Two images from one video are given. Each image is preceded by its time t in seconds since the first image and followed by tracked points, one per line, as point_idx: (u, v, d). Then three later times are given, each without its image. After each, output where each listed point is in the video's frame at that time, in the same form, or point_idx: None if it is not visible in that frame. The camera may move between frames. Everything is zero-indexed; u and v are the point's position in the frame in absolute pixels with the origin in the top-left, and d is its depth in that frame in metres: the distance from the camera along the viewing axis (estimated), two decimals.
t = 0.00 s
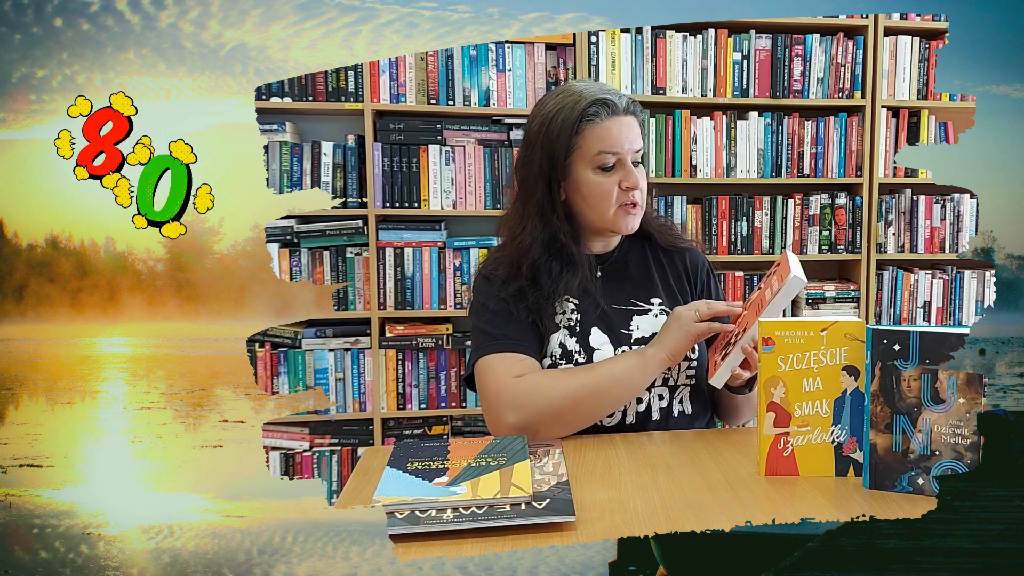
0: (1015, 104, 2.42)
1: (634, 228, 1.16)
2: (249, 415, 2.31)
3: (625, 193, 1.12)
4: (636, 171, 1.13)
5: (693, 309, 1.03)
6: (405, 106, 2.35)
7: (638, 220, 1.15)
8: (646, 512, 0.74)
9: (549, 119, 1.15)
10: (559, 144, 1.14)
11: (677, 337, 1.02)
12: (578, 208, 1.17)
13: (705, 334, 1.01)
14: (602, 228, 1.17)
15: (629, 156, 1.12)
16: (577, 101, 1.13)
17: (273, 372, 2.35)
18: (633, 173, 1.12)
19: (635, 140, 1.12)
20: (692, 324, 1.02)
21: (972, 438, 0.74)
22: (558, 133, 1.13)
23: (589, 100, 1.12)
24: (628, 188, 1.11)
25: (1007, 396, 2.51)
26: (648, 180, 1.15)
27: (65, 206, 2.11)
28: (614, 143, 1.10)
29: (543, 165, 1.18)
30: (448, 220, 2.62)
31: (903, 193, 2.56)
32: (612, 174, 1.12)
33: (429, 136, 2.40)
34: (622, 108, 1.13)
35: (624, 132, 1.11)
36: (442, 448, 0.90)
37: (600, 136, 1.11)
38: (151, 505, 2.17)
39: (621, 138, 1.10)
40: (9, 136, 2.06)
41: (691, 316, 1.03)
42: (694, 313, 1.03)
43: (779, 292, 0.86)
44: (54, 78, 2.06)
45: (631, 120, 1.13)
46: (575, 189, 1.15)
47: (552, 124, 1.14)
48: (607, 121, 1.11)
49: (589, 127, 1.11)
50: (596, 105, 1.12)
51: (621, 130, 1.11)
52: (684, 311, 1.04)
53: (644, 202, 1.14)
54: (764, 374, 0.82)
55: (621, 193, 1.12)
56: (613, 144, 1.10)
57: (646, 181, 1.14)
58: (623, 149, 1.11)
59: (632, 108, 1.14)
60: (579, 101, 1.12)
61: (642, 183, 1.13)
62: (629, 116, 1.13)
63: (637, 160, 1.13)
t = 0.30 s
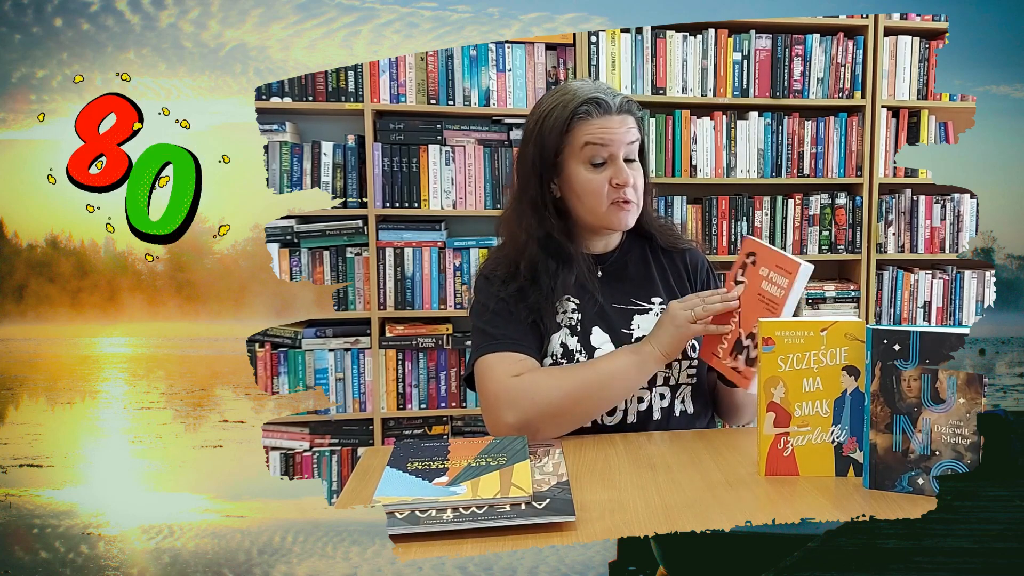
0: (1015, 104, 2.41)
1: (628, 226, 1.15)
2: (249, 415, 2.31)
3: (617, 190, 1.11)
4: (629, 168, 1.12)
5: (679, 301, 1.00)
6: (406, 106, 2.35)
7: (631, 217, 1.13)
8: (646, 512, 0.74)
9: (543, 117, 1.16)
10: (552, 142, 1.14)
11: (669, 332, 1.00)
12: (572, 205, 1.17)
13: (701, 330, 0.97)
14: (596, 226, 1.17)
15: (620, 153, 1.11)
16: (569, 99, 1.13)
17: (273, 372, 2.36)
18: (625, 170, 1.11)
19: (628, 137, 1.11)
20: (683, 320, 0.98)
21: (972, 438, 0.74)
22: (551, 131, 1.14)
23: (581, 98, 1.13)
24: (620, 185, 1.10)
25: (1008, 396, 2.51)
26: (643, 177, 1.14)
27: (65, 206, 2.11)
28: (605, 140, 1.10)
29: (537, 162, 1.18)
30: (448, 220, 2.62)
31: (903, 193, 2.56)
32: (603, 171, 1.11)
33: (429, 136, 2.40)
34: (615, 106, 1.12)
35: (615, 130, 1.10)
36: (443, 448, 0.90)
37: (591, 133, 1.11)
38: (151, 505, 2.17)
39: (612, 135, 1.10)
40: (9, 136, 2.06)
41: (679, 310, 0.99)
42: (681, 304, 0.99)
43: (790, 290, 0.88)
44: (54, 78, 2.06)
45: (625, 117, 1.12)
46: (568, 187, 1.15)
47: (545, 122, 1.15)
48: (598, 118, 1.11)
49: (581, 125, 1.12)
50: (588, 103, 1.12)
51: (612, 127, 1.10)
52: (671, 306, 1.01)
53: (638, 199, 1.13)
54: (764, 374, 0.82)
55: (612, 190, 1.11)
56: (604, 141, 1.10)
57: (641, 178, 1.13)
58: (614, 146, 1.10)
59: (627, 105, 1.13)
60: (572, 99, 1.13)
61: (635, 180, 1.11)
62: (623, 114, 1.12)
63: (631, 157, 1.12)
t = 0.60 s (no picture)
0: (1015, 104, 2.42)
1: (623, 218, 1.15)
2: (249, 415, 2.31)
3: (607, 180, 1.12)
4: (621, 159, 1.13)
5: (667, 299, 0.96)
6: (406, 106, 2.35)
7: (624, 209, 1.14)
8: (646, 513, 0.74)
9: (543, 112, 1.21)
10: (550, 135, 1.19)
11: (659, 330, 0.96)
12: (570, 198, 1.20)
13: (697, 335, 0.91)
14: (594, 219, 1.18)
15: (611, 144, 1.13)
16: (565, 93, 1.18)
17: (273, 371, 2.36)
18: (615, 161, 1.12)
19: (620, 128, 1.13)
20: (675, 323, 0.93)
21: (972, 437, 0.74)
22: (549, 125, 1.19)
23: (576, 93, 1.17)
24: (610, 176, 1.12)
25: (1007, 396, 2.51)
26: (639, 169, 1.14)
27: (65, 206, 2.11)
28: (595, 131, 1.12)
29: (540, 157, 1.24)
30: (448, 220, 2.62)
31: (903, 193, 2.56)
32: (593, 162, 1.14)
33: (429, 136, 2.40)
34: (608, 98, 1.14)
35: (605, 121, 1.13)
36: (442, 448, 0.90)
37: (582, 126, 1.14)
38: (151, 505, 2.17)
39: (602, 126, 1.12)
40: (9, 136, 2.06)
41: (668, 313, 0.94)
42: (667, 304, 0.95)
43: (794, 274, 0.86)
44: (53, 78, 2.07)
45: (618, 109, 1.14)
46: (565, 179, 1.18)
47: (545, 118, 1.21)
48: (590, 111, 1.14)
49: (573, 118, 1.15)
50: (581, 96, 1.15)
51: (602, 119, 1.13)
52: (659, 306, 0.96)
53: (631, 191, 1.13)
54: (763, 374, 0.82)
55: (603, 180, 1.13)
56: (593, 132, 1.12)
57: (635, 170, 1.13)
58: (604, 137, 1.12)
59: (622, 98, 1.16)
60: (567, 94, 1.17)
61: (627, 171, 1.12)
62: (617, 106, 1.14)
63: (625, 149, 1.13)
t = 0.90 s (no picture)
0: (1015, 104, 2.41)
1: (634, 212, 1.15)
2: (249, 415, 2.31)
3: (618, 174, 1.13)
4: (633, 153, 1.14)
5: (634, 307, 0.92)
6: (406, 106, 2.35)
7: (635, 203, 1.14)
8: (646, 513, 0.74)
9: (557, 110, 1.23)
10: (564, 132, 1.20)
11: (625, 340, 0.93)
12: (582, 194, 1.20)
13: (669, 343, 0.89)
14: (605, 214, 1.18)
15: (623, 139, 1.13)
16: (578, 90, 1.19)
17: (273, 371, 2.36)
18: (627, 156, 1.13)
19: (632, 123, 1.13)
20: (648, 332, 0.89)
21: (972, 438, 0.74)
22: (563, 122, 1.20)
23: (588, 89, 1.18)
24: (621, 170, 1.12)
25: (1008, 396, 2.51)
26: (651, 164, 1.14)
27: (65, 207, 2.11)
28: (607, 125, 1.13)
29: (554, 153, 1.24)
30: (448, 220, 2.62)
31: (903, 193, 2.56)
32: (606, 157, 1.14)
33: (429, 136, 2.40)
34: (620, 94, 1.16)
35: (617, 115, 1.14)
36: (442, 448, 0.90)
37: (593, 120, 1.15)
38: (151, 505, 2.17)
39: (614, 121, 1.13)
40: (9, 136, 2.06)
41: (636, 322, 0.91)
42: (637, 314, 0.91)
43: (762, 277, 0.87)
44: (53, 78, 2.06)
45: (630, 105, 1.15)
46: (577, 174, 1.19)
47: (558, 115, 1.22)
48: (602, 106, 1.15)
49: (585, 113, 1.17)
50: (593, 93, 1.17)
51: (615, 114, 1.14)
52: (628, 315, 0.92)
53: (643, 185, 1.13)
54: (764, 374, 0.82)
55: (614, 174, 1.13)
56: (605, 126, 1.13)
57: (647, 164, 1.13)
58: (615, 132, 1.13)
59: (634, 94, 1.17)
60: (580, 90, 1.19)
61: (638, 165, 1.13)
62: (629, 102, 1.15)
63: (636, 143, 1.14)
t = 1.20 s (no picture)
0: (1015, 104, 2.40)
1: (645, 213, 1.15)
2: (249, 415, 2.33)
3: (630, 178, 1.12)
4: (645, 157, 1.13)
5: (611, 322, 0.89)
6: (405, 106, 2.37)
7: (646, 205, 1.13)
8: (646, 513, 0.74)
9: (569, 111, 1.22)
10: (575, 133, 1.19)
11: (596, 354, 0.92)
12: (593, 195, 1.20)
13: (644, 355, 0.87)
14: (616, 216, 1.18)
15: (635, 142, 1.12)
16: (591, 92, 1.18)
17: (273, 371, 2.41)
18: (638, 159, 1.11)
19: (645, 126, 1.12)
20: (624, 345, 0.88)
21: (972, 438, 0.74)
22: (575, 123, 1.19)
23: (602, 91, 1.17)
24: (633, 173, 1.11)
25: (1008, 396, 2.49)
26: (663, 167, 1.13)
27: (65, 206, 2.11)
28: (620, 128, 1.12)
29: (565, 154, 1.23)
30: (448, 220, 2.62)
31: (903, 193, 2.56)
32: (617, 159, 1.13)
33: (429, 136, 2.40)
34: (633, 97, 1.15)
35: (630, 118, 1.12)
36: (443, 448, 0.90)
37: (606, 123, 1.14)
38: (150, 505, 2.17)
39: (627, 124, 1.12)
40: (9, 136, 2.05)
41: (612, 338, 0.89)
42: (614, 329, 0.89)
43: (734, 289, 0.89)
44: (54, 78, 2.03)
45: (643, 108, 1.14)
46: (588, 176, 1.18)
47: (571, 116, 1.21)
48: (615, 109, 1.14)
49: (599, 115, 1.15)
50: (607, 95, 1.16)
51: (628, 116, 1.13)
52: (604, 329, 0.90)
53: (654, 188, 1.13)
54: (763, 374, 0.82)
55: (626, 177, 1.12)
56: (618, 130, 1.12)
57: (659, 168, 1.13)
58: (628, 135, 1.12)
59: (648, 97, 1.16)
60: (593, 92, 1.18)
61: (650, 169, 1.12)
62: (642, 105, 1.14)
63: (649, 146, 1.12)
